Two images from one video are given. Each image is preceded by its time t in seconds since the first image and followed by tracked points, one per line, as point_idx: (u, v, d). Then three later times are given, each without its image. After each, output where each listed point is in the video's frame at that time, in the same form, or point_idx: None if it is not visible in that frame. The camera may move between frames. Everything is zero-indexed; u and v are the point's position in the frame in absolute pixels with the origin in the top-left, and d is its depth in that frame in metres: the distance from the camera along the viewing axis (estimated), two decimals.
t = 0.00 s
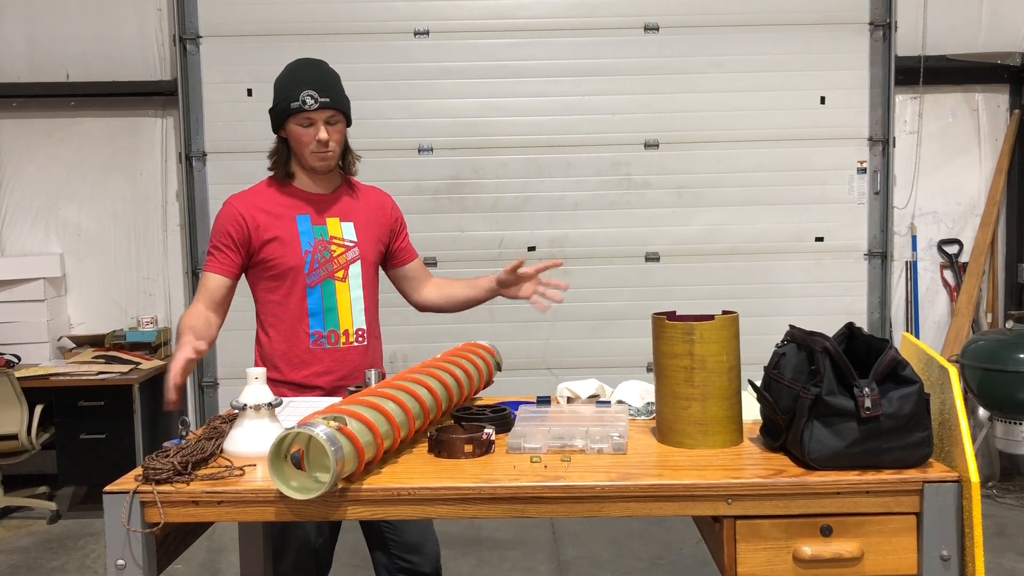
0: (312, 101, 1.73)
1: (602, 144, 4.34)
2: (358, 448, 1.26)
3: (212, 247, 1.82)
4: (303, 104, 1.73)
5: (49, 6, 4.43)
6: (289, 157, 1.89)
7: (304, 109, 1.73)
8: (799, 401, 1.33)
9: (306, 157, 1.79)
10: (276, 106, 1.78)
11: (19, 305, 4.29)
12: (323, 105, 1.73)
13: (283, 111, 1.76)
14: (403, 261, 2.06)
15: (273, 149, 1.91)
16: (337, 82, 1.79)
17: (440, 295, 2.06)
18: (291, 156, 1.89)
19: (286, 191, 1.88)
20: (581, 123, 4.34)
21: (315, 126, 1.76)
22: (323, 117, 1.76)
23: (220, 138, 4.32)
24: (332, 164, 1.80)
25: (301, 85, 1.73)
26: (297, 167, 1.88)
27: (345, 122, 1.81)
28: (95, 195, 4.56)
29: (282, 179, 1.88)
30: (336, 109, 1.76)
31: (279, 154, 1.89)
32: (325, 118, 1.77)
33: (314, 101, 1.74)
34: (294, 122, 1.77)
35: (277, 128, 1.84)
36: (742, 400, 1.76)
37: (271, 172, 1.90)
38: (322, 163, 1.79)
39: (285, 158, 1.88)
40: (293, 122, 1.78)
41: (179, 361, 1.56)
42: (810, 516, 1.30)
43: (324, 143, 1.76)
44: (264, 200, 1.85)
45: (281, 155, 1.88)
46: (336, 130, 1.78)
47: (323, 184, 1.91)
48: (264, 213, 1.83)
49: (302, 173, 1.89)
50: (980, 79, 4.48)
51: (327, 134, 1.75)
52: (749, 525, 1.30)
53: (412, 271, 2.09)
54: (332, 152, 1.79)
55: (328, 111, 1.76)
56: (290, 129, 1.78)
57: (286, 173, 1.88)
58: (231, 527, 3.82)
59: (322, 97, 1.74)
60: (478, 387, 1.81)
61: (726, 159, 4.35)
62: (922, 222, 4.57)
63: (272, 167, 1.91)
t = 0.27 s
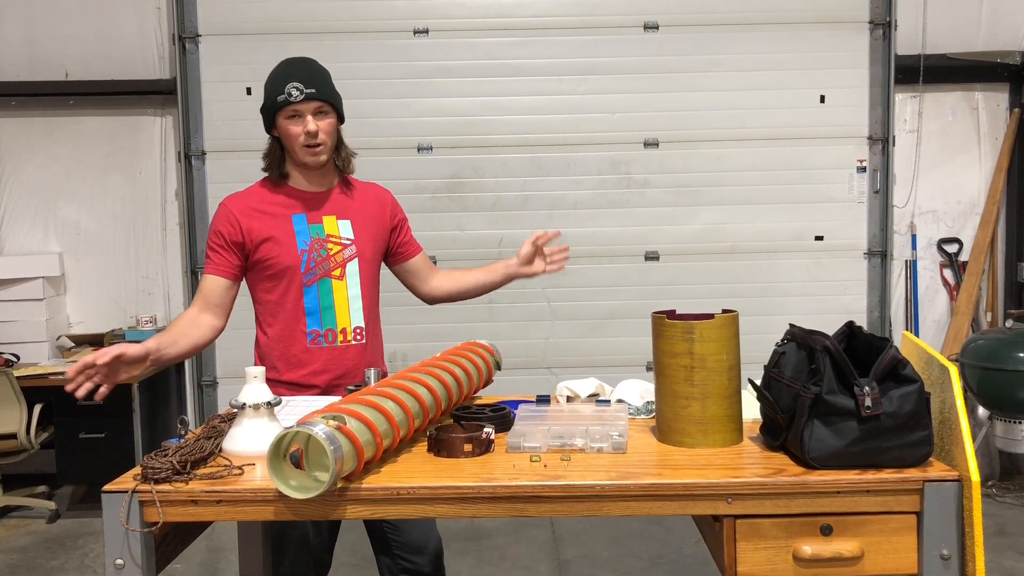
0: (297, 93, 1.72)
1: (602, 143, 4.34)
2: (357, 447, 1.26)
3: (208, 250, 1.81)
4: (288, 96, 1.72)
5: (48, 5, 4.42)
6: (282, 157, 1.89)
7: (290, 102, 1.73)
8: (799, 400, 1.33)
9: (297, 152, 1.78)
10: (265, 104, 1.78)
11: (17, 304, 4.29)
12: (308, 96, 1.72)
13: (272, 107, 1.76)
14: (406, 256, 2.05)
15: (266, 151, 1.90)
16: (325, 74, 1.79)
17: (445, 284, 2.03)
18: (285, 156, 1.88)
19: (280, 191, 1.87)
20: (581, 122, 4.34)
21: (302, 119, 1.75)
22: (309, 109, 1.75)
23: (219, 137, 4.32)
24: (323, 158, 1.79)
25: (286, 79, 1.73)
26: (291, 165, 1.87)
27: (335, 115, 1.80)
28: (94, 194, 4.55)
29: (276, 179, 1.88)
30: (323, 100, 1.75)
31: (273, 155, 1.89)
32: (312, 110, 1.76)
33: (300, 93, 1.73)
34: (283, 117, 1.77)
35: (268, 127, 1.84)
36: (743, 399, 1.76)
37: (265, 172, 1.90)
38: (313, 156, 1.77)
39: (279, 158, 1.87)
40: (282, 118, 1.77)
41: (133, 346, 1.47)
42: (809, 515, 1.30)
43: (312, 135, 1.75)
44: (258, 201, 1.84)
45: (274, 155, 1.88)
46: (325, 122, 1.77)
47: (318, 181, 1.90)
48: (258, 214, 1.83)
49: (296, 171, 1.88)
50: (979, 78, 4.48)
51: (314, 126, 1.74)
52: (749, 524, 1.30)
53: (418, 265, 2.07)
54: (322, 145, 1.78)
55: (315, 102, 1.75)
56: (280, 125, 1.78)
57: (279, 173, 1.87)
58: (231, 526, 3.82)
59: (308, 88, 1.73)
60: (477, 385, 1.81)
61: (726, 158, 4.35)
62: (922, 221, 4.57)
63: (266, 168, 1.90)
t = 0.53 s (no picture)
0: (286, 99, 1.71)
1: (601, 142, 4.34)
2: (357, 447, 1.26)
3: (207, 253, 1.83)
4: (278, 102, 1.72)
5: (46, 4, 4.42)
6: (274, 160, 1.88)
7: (280, 108, 1.72)
8: (799, 399, 1.32)
9: (289, 156, 1.78)
10: (254, 109, 1.77)
11: (16, 303, 4.28)
12: (298, 101, 1.72)
13: (261, 113, 1.75)
14: (401, 259, 2.05)
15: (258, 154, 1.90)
16: (313, 77, 1.78)
17: (424, 310, 2.09)
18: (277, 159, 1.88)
19: (273, 194, 1.87)
20: (580, 121, 4.33)
21: (293, 123, 1.75)
22: (300, 113, 1.74)
23: (218, 135, 4.31)
24: (315, 161, 1.79)
25: (275, 84, 1.72)
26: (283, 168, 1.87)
27: (325, 117, 1.80)
28: (93, 193, 4.55)
29: (269, 182, 1.87)
30: (313, 103, 1.75)
31: (265, 157, 1.88)
32: (302, 115, 1.75)
33: (289, 98, 1.72)
34: (273, 122, 1.76)
35: (259, 131, 1.84)
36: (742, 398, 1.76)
37: (258, 176, 1.89)
38: (305, 160, 1.77)
39: (271, 161, 1.87)
40: (272, 123, 1.77)
41: (195, 379, 1.54)
42: (809, 514, 1.30)
43: (303, 140, 1.74)
44: (251, 204, 1.84)
45: (265, 158, 1.87)
46: (316, 125, 1.77)
47: (311, 183, 1.89)
48: (254, 217, 1.82)
49: (289, 174, 1.88)
50: (978, 76, 4.48)
51: (305, 131, 1.74)
52: (749, 523, 1.30)
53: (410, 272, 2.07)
54: (314, 149, 1.77)
55: (305, 106, 1.74)
56: (271, 130, 1.77)
57: (272, 176, 1.87)
58: (230, 525, 3.82)
59: (297, 94, 1.72)
60: (477, 385, 1.81)
61: (725, 157, 4.35)
62: (921, 220, 4.57)
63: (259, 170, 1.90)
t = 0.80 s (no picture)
0: (282, 97, 1.71)
1: (600, 140, 4.33)
2: (355, 446, 1.25)
3: (208, 251, 1.83)
4: (274, 101, 1.72)
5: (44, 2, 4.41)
6: (271, 159, 1.88)
7: (277, 106, 1.72)
8: (798, 397, 1.32)
9: (285, 155, 1.77)
10: (250, 108, 1.77)
11: (14, 302, 4.28)
12: (294, 99, 1.72)
13: (256, 112, 1.75)
14: (386, 262, 2.03)
15: (255, 153, 1.90)
16: (309, 75, 1.78)
17: (392, 319, 2.09)
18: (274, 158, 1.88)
19: (269, 192, 1.86)
20: (579, 119, 4.33)
21: (290, 122, 1.75)
22: (296, 112, 1.74)
23: (216, 134, 4.31)
24: (312, 160, 1.78)
25: (271, 83, 1.72)
26: (279, 167, 1.87)
27: (322, 115, 1.79)
28: (91, 192, 4.54)
29: (265, 180, 1.87)
30: (309, 102, 1.74)
31: (261, 156, 1.88)
32: (298, 113, 1.75)
33: (285, 97, 1.72)
34: (270, 121, 1.76)
35: (255, 130, 1.83)
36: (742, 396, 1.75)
37: (254, 174, 1.89)
38: (302, 158, 1.77)
39: (268, 160, 1.87)
40: (268, 122, 1.76)
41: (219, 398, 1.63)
42: (809, 512, 1.30)
43: (300, 139, 1.74)
44: (249, 202, 1.84)
45: (262, 157, 1.87)
46: (312, 124, 1.76)
47: (308, 182, 1.88)
48: (251, 215, 1.82)
49: (285, 173, 1.87)
50: (978, 75, 4.48)
51: (300, 129, 1.73)
52: (748, 522, 1.30)
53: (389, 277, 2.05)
54: (311, 147, 1.77)
55: (301, 105, 1.74)
56: (267, 129, 1.77)
57: (268, 175, 1.86)
58: (228, 524, 3.82)
59: (293, 92, 1.72)
60: (476, 384, 1.81)
61: (724, 155, 4.35)
62: (920, 218, 4.56)
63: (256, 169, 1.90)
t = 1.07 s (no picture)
0: (286, 96, 1.71)
1: (600, 139, 4.33)
2: (355, 445, 1.25)
3: (203, 248, 1.82)
4: (278, 100, 1.71)
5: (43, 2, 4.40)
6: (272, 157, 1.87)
7: (280, 105, 1.72)
8: (798, 396, 1.32)
9: (287, 154, 1.77)
10: (252, 105, 1.76)
11: (14, 302, 4.27)
12: (298, 98, 1.72)
13: (259, 110, 1.75)
14: (385, 260, 2.02)
15: (255, 150, 1.89)
16: (312, 73, 1.77)
17: (402, 318, 2.09)
18: (274, 155, 1.87)
19: (269, 191, 1.86)
20: (579, 118, 4.33)
21: (293, 121, 1.74)
22: (300, 111, 1.74)
23: (216, 133, 4.30)
24: (314, 159, 1.78)
25: (274, 81, 1.72)
26: (280, 165, 1.86)
27: (325, 114, 1.79)
28: (91, 191, 4.54)
29: (265, 177, 1.86)
30: (313, 101, 1.74)
31: (262, 154, 1.87)
32: (302, 112, 1.75)
33: (289, 96, 1.72)
34: (272, 119, 1.75)
35: (256, 128, 1.82)
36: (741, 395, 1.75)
37: (254, 172, 1.88)
38: (305, 157, 1.77)
39: (268, 158, 1.86)
40: (271, 121, 1.76)
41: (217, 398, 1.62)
42: (809, 511, 1.30)
43: (303, 138, 1.74)
44: (248, 201, 1.83)
45: (263, 155, 1.86)
46: (316, 123, 1.76)
47: (309, 180, 1.88)
48: (250, 213, 1.82)
49: (286, 171, 1.86)
50: (978, 73, 4.47)
51: (304, 128, 1.74)
52: (748, 521, 1.29)
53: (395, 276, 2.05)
54: (313, 146, 1.77)
55: (304, 104, 1.74)
56: (269, 127, 1.76)
57: (269, 172, 1.86)
58: (228, 524, 3.82)
59: (296, 91, 1.72)
60: (476, 382, 1.81)
61: (724, 154, 4.34)
62: (920, 217, 4.56)
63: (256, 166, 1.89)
